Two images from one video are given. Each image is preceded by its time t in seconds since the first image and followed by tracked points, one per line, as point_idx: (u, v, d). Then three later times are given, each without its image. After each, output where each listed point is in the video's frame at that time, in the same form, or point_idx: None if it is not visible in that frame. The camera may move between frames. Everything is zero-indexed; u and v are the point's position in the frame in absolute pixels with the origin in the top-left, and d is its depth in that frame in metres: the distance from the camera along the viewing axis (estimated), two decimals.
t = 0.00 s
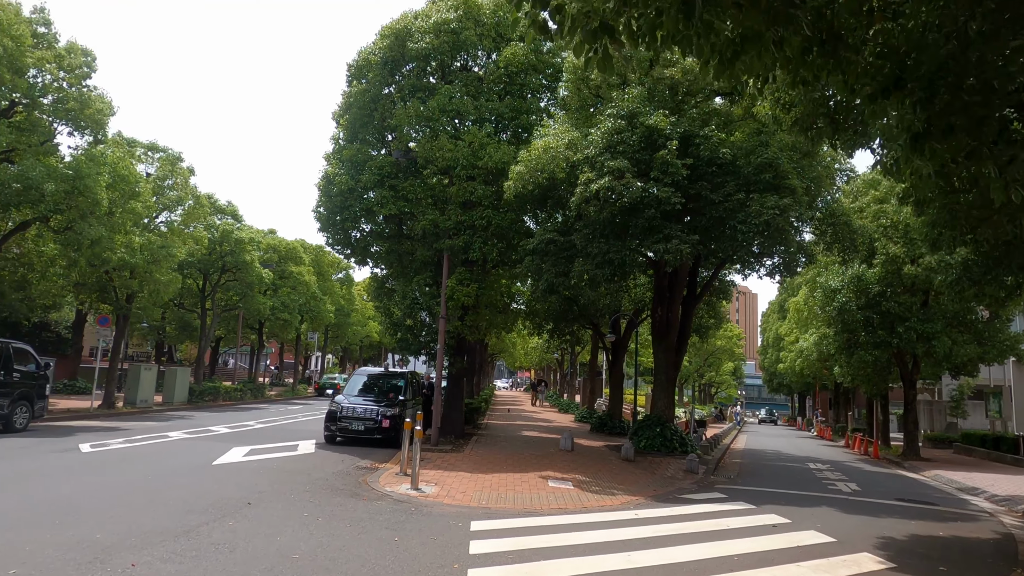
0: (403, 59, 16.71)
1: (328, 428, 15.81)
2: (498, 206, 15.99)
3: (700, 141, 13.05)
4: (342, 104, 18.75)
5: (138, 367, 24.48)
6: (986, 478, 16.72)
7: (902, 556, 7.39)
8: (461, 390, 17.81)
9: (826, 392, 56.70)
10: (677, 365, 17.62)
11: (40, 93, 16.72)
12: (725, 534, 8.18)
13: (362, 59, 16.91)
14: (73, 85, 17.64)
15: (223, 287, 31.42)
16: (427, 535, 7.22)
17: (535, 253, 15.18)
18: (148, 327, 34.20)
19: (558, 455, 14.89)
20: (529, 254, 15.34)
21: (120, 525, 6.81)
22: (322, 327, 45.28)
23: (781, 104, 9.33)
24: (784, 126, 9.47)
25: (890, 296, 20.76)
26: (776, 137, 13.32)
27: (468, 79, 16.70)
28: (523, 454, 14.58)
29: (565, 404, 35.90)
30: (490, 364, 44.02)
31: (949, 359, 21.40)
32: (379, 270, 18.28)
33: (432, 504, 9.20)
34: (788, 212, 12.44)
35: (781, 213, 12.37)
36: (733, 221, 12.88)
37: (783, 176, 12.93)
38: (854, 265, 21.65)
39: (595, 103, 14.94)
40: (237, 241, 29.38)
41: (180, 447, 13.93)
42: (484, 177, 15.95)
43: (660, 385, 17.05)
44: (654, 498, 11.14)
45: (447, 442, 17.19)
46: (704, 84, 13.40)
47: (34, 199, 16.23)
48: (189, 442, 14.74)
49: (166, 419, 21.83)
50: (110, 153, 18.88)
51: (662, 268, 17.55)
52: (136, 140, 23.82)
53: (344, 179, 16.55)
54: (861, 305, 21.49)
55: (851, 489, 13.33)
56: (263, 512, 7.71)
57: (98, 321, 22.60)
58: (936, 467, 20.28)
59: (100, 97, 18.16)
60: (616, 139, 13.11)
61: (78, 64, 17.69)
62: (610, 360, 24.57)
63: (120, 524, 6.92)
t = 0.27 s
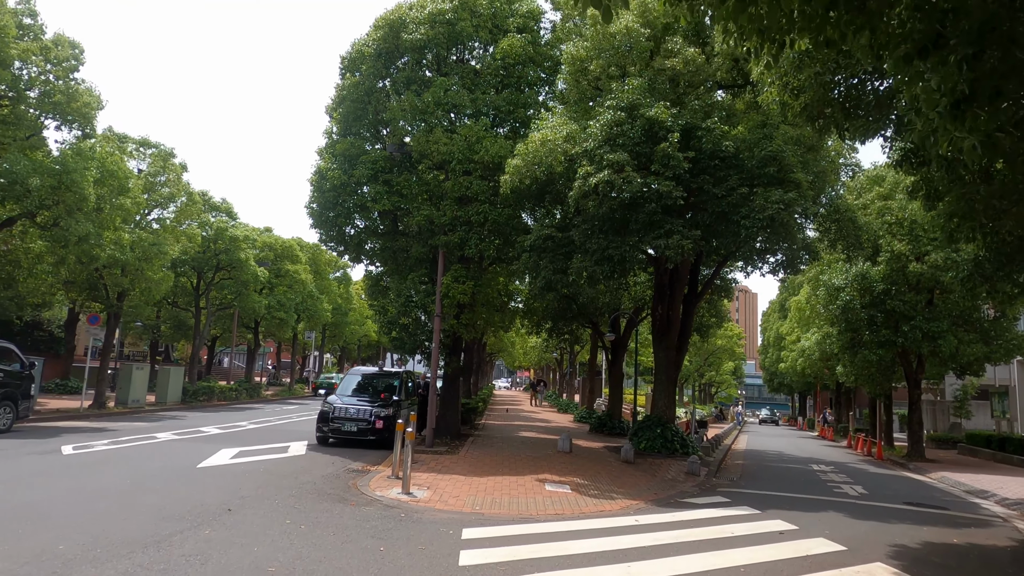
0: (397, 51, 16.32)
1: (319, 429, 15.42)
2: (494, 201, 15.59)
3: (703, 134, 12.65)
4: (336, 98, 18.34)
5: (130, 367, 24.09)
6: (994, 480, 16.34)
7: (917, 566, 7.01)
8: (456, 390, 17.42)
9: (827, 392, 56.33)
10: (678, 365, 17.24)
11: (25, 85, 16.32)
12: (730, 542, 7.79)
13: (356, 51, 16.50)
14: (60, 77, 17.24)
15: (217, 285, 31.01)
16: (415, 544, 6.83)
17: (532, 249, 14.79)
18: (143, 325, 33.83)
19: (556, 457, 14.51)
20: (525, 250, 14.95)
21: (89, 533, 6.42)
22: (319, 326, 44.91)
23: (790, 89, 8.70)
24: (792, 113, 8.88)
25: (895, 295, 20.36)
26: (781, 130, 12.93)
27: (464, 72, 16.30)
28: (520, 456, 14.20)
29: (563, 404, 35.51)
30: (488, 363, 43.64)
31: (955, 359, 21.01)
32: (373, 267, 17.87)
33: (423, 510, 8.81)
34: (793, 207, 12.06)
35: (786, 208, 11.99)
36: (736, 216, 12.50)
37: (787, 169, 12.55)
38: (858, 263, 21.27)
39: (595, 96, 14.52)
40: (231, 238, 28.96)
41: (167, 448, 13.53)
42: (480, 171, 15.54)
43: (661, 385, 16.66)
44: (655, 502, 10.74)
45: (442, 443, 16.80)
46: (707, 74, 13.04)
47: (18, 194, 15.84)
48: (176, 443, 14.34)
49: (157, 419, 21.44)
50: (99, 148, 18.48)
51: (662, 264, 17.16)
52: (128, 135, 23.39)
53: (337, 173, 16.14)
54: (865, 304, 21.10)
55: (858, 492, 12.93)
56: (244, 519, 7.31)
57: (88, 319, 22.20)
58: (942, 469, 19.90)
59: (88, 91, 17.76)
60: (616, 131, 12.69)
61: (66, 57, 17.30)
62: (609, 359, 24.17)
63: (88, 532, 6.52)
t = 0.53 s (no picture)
0: (394, 44, 16.03)
1: (315, 429, 15.08)
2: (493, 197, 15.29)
3: (707, 126, 12.32)
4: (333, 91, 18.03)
5: (124, 366, 23.77)
6: (1004, 482, 15.99)
7: (935, 572, 6.67)
8: (455, 389, 17.06)
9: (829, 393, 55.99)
10: (680, 364, 16.93)
11: (16, 78, 16.02)
12: (737, 547, 7.45)
13: (352, 44, 16.20)
14: (52, 71, 16.93)
15: (214, 284, 30.69)
16: (407, 548, 6.49)
17: (531, 245, 14.47)
18: (139, 325, 33.52)
19: (556, 457, 14.18)
20: (525, 247, 14.63)
21: (64, 537, 6.10)
22: (318, 326, 44.60)
23: (802, 72, 8.20)
24: (802, 100, 8.47)
25: (900, 294, 20.03)
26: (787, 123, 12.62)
27: (463, 65, 16.01)
28: (519, 457, 13.86)
29: (564, 405, 35.15)
30: (488, 364, 43.33)
31: (962, 359, 20.67)
32: (370, 264, 17.54)
33: (418, 512, 8.47)
34: (800, 201, 11.74)
35: (793, 202, 11.68)
36: (742, 210, 12.18)
37: (794, 162, 12.24)
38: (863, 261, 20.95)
39: (596, 89, 14.16)
40: (228, 236, 28.64)
41: (157, 448, 13.20)
42: (479, 166, 15.22)
43: (663, 384, 16.36)
44: (658, 504, 10.41)
45: (440, 444, 16.44)
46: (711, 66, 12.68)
47: (8, 188, 15.53)
48: (168, 443, 14.02)
49: (151, 419, 21.10)
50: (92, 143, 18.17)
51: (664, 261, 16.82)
52: (122, 131, 23.06)
53: (332, 168, 15.83)
54: (870, 302, 20.76)
55: (866, 494, 12.60)
56: (229, 522, 6.98)
57: (81, 318, 21.88)
58: (949, 470, 19.56)
59: (81, 85, 17.44)
60: (618, 123, 12.34)
61: (58, 50, 16.99)
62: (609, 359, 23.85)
63: (62, 536, 6.17)
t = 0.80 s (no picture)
0: (390, 35, 15.64)
1: (308, 431, 14.70)
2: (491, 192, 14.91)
3: (711, 118, 11.94)
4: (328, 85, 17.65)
5: (117, 366, 23.38)
6: (1015, 485, 15.60)
7: None
8: (452, 390, 16.66)
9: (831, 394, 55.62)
10: (683, 364, 16.54)
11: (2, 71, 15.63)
12: (746, 556, 7.07)
13: (347, 36, 15.83)
14: (40, 64, 16.56)
15: (210, 283, 30.30)
16: (397, 559, 6.11)
17: (531, 242, 14.10)
18: (134, 324, 33.15)
19: (556, 459, 13.80)
20: (524, 243, 14.24)
21: (30, 548, 5.71)
22: (316, 326, 44.25)
23: (815, 55, 7.88)
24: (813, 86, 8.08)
25: (907, 292, 19.63)
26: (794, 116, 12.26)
27: (460, 58, 15.62)
28: (518, 459, 13.49)
29: (564, 405, 34.76)
30: (487, 364, 42.95)
31: (970, 358, 20.28)
32: (366, 262, 17.16)
33: (411, 519, 8.07)
34: (809, 195, 11.36)
35: (800, 196, 11.31)
36: (747, 205, 11.81)
37: (802, 155, 11.86)
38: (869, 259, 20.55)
39: (597, 81, 13.77)
40: (224, 235, 28.25)
41: (145, 451, 12.81)
42: (477, 160, 14.84)
43: (666, 384, 15.99)
44: (662, 509, 10.01)
45: (438, 446, 16.05)
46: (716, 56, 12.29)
47: None
48: (157, 445, 13.64)
49: (144, 420, 20.72)
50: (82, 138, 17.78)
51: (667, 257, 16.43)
52: (115, 128, 22.69)
53: (326, 163, 15.44)
54: (876, 301, 20.38)
55: (876, 498, 12.21)
56: (209, 531, 6.60)
57: (73, 317, 21.51)
58: (957, 472, 19.15)
59: (70, 79, 17.06)
60: (619, 115, 11.93)
61: (47, 43, 16.61)
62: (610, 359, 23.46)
63: (29, 547, 5.79)
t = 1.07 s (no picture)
0: (387, 26, 15.26)
1: (304, 431, 14.32)
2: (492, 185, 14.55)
3: (718, 108, 11.54)
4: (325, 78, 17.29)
5: (113, 366, 23.02)
6: None
7: None
8: (452, 390, 16.26)
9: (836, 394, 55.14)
10: (689, 363, 16.12)
11: None
12: (760, 563, 6.65)
13: (344, 27, 15.46)
14: (31, 57, 16.21)
15: (208, 282, 29.96)
16: (388, 568, 5.71)
17: (532, 236, 13.70)
18: (132, 324, 32.82)
19: (558, 461, 13.39)
20: (525, 239, 13.84)
21: None
22: (317, 326, 43.91)
23: (834, 29, 7.97)
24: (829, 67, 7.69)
25: (917, 290, 19.20)
26: (803, 104, 11.87)
27: (460, 50, 15.25)
28: (519, 460, 13.08)
29: (566, 406, 34.33)
30: (488, 364, 42.57)
31: (981, 357, 19.83)
32: (364, 259, 16.79)
33: (406, 523, 7.66)
34: (821, 186, 10.96)
35: (811, 187, 10.91)
36: (756, 197, 11.41)
37: (812, 145, 11.47)
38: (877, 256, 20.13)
39: (600, 71, 13.38)
40: (222, 233, 27.91)
41: (135, 452, 12.44)
42: (477, 154, 14.46)
43: (671, 383, 15.57)
44: (669, 513, 9.59)
45: (437, 446, 15.65)
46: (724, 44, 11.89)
47: None
48: (148, 446, 13.26)
49: (139, 421, 20.37)
50: (74, 133, 17.43)
51: (672, 253, 16.02)
52: (110, 124, 22.37)
53: (323, 156, 15.06)
54: (885, 299, 19.95)
55: (890, 501, 11.77)
56: (189, 537, 6.21)
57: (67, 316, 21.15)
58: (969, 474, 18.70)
59: (62, 72, 16.71)
60: (623, 104, 11.53)
61: (38, 36, 16.27)
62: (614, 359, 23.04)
63: None
